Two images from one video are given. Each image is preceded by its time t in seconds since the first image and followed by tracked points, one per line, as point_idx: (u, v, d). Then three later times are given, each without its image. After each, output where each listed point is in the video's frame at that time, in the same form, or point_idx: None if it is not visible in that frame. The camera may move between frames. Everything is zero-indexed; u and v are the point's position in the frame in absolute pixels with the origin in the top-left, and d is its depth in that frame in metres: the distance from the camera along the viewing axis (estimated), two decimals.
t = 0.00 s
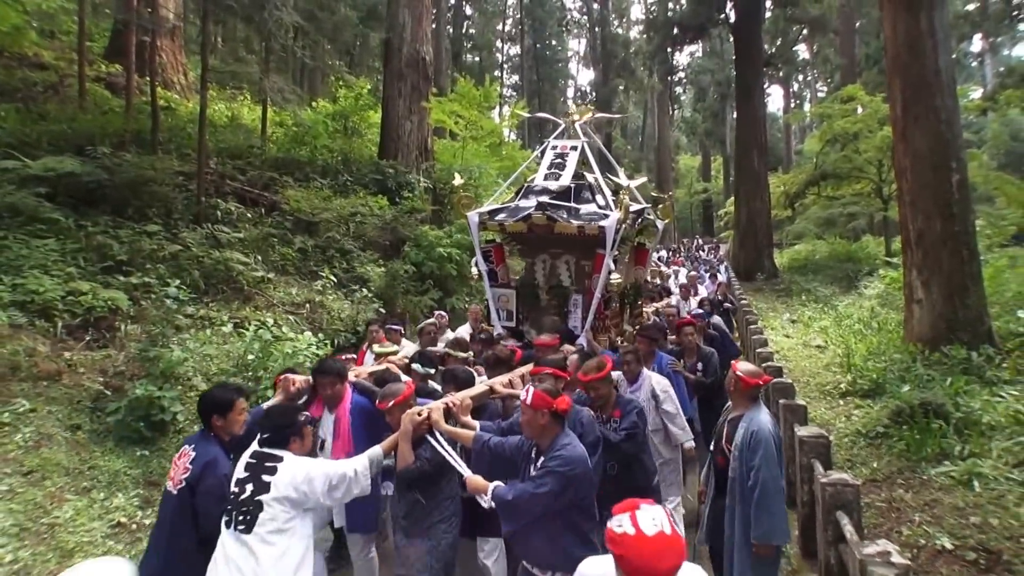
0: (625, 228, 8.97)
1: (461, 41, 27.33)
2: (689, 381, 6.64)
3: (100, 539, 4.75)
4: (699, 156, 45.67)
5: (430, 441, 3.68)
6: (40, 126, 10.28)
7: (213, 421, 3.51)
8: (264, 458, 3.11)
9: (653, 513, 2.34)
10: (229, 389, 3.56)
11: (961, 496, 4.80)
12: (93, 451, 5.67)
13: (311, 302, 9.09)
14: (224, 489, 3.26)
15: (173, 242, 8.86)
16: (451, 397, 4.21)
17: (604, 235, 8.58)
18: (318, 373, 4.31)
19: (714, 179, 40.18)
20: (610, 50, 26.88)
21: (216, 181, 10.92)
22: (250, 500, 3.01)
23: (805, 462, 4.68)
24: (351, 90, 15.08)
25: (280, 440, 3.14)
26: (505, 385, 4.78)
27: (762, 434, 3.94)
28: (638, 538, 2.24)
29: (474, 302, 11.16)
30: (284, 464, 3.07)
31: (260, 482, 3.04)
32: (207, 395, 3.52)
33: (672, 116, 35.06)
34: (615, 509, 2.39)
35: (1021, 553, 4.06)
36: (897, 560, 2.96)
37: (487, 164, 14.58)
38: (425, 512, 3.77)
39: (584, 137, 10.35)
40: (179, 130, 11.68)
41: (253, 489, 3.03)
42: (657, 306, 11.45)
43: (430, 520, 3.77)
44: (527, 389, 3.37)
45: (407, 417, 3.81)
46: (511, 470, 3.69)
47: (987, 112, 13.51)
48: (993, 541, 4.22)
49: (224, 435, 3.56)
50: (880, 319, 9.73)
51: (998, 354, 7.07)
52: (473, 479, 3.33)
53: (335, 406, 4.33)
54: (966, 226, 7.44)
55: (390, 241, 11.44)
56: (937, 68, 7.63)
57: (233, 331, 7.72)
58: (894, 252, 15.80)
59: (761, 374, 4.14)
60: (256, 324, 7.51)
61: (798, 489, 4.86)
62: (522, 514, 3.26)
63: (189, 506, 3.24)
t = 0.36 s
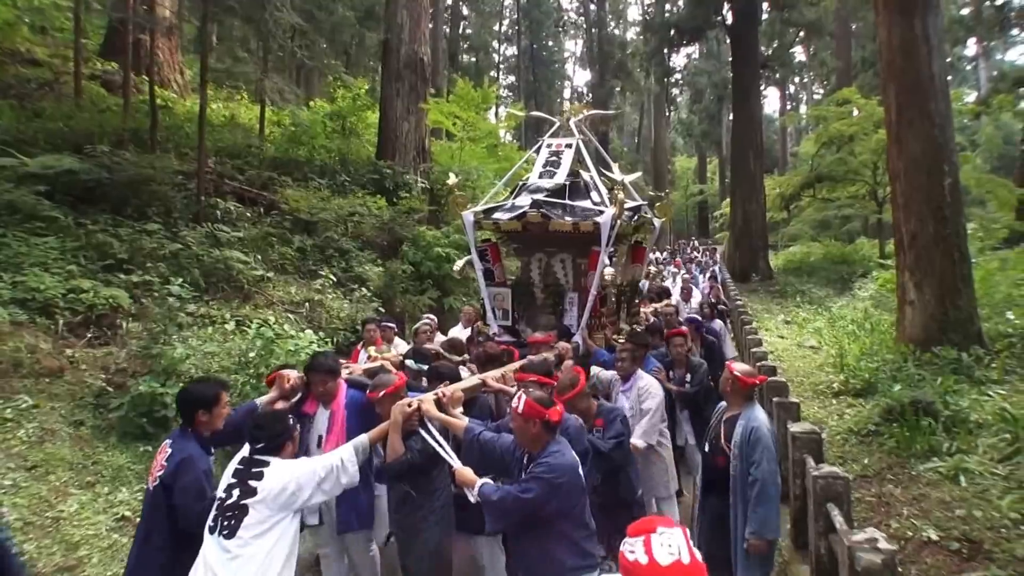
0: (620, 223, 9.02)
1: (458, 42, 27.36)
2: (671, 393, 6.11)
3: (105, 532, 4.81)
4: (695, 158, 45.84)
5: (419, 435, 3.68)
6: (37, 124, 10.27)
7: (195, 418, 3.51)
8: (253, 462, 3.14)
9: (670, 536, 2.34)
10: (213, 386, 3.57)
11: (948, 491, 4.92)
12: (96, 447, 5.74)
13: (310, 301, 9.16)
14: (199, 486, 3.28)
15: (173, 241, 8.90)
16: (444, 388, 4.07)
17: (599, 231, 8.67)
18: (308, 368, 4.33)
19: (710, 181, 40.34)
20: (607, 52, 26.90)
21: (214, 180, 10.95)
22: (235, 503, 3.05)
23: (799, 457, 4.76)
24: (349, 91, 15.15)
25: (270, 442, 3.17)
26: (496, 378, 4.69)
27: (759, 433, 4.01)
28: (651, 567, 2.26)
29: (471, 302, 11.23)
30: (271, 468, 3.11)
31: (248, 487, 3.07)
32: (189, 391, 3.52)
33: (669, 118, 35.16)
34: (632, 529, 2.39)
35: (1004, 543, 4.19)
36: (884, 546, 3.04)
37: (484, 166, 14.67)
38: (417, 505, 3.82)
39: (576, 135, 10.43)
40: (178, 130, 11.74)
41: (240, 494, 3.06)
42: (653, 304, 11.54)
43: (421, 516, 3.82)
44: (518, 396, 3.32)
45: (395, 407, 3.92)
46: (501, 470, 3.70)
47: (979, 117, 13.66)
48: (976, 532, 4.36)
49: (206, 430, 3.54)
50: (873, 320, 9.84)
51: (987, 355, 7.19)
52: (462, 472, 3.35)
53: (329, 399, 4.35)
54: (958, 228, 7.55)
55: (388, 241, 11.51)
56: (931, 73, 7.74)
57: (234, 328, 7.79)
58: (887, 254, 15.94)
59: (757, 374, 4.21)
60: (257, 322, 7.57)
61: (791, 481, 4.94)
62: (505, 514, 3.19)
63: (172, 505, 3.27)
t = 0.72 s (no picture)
0: (618, 225, 9.13)
1: (454, 41, 27.39)
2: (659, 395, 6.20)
3: (111, 523, 4.89)
4: (690, 158, 46.02)
5: (417, 438, 3.68)
6: (35, 122, 10.30)
7: (188, 419, 3.40)
8: (248, 456, 3.17)
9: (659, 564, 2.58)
10: (203, 385, 3.45)
11: (934, 484, 5.05)
12: (100, 442, 5.81)
13: (308, 299, 9.23)
14: (189, 492, 3.19)
15: (172, 239, 8.96)
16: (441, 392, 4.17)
17: (598, 233, 8.77)
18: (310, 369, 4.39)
19: (704, 182, 40.54)
20: (603, 52, 26.97)
21: (212, 179, 11.01)
22: (232, 498, 3.09)
23: (791, 451, 4.88)
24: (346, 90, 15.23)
25: (267, 429, 3.21)
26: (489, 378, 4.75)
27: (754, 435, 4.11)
28: None
29: (468, 300, 11.33)
30: (267, 461, 3.15)
31: (245, 480, 3.11)
32: (180, 393, 3.39)
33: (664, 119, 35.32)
34: (622, 563, 2.64)
35: (986, 533, 4.34)
36: (872, 532, 3.15)
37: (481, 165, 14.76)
38: (416, 507, 3.79)
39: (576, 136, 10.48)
40: (176, 129, 11.79)
41: (238, 488, 3.10)
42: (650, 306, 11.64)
43: (420, 519, 3.78)
44: (498, 394, 3.37)
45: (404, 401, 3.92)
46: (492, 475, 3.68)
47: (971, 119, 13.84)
48: (961, 522, 4.52)
49: (198, 433, 3.44)
50: (864, 320, 9.98)
51: (974, 354, 7.33)
52: (450, 480, 3.31)
53: (326, 402, 4.38)
54: (948, 230, 7.68)
55: (385, 240, 11.59)
56: (923, 76, 7.87)
57: (235, 325, 7.86)
58: (879, 255, 16.12)
59: (752, 375, 4.28)
60: (257, 320, 7.65)
61: (784, 474, 5.06)
62: (488, 518, 3.21)
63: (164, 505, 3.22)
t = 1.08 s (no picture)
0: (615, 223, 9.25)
1: (449, 40, 27.38)
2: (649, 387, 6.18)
3: (117, 514, 4.93)
4: (683, 158, 46.14)
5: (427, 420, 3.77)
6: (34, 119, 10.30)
7: (189, 410, 3.43)
8: (267, 445, 3.24)
9: None
10: (203, 376, 3.47)
11: (921, 479, 5.15)
12: (105, 435, 5.84)
13: (306, 296, 9.26)
14: (183, 483, 3.21)
15: (171, 236, 8.97)
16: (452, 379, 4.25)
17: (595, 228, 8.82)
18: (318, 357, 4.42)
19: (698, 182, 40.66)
20: (598, 51, 26.98)
21: (209, 176, 11.02)
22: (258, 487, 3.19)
23: (781, 445, 4.95)
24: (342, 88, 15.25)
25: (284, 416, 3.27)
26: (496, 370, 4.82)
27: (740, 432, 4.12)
28: None
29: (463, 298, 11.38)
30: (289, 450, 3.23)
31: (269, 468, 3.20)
32: (181, 386, 3.43)
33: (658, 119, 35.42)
34: None
35: (970, 525, 4.44)
36: (858, 521, 3.23)
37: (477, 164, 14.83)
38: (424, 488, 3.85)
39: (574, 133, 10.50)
40: (174, 127, 11.81)
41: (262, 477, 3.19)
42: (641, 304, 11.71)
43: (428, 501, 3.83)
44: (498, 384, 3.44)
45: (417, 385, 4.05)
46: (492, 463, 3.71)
47: (964, 121, 14.00)
48: (945, 515, 4.61)
49: (201, 424, 3.47)
50: (855, 320, 10.09)
51: (964, 353, 7.43)
52: (455, 462, 3.39)
53: (332, 391, 4.40)
54: (940, 230, 7.77)
55: (381, 238, 11.64)
56: (917, 77, 7.96)
57: (236, 321, 7.89)
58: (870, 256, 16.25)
59: (747, 374, 4.33)
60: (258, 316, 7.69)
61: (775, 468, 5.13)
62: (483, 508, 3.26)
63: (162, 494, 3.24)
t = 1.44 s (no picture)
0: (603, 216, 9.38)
1: (443, 36, 27.34)
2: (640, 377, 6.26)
3: (125, 501, 4.97)
4: (676, 156, 46.27)
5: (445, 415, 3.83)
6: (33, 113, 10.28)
7: (198, 397, 3.46)
8: (288, 431, 3.27)
9: None
10: (211, 365, 3.47)
11: (908, 471, 5.24)
12: (111, 425, 5.87)
13: (304, 291, 9.29)
14: (184, 473, 3.24)
15: (171, 231, 8.98)
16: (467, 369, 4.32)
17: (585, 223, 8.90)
18: (337, 347, 4.45)
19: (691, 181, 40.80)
20: (592, 48, 27.03)
21: (207, 171, 11.03)
22: (283, 470, 3.24)
23: (771, 436, 5.03)
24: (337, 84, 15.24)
25: (301, 402, 3.30)
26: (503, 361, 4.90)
27: (732, 420, 4.18)
28: None
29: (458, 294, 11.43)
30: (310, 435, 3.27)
31: (292, 452, 3.24)
32: (191, 372, 3.46)
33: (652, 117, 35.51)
34: None
35: (954, 514, 4.54)
36: (844, 505, 3.30)
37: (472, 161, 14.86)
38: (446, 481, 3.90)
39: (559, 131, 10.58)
40: (171, 122, 11.81)
41: (285, 461, 3.24)
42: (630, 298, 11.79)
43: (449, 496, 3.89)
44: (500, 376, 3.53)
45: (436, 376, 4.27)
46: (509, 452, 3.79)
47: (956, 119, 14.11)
48: (930, 504, 4.70)
49: (209, 411, 3.49)
50: (846, 317, 10.19)
51: (953, 350, 7.52)
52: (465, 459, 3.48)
53: (349, 384, 4.41)
54: (930, 226, 7.86)
55: (376, 234, 11.67)
56: (909, 74, 8.04)
57: (236, 314, 7.92)
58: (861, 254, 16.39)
59: (740, 362, 4.40)
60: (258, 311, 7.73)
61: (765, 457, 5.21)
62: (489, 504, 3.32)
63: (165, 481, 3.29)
